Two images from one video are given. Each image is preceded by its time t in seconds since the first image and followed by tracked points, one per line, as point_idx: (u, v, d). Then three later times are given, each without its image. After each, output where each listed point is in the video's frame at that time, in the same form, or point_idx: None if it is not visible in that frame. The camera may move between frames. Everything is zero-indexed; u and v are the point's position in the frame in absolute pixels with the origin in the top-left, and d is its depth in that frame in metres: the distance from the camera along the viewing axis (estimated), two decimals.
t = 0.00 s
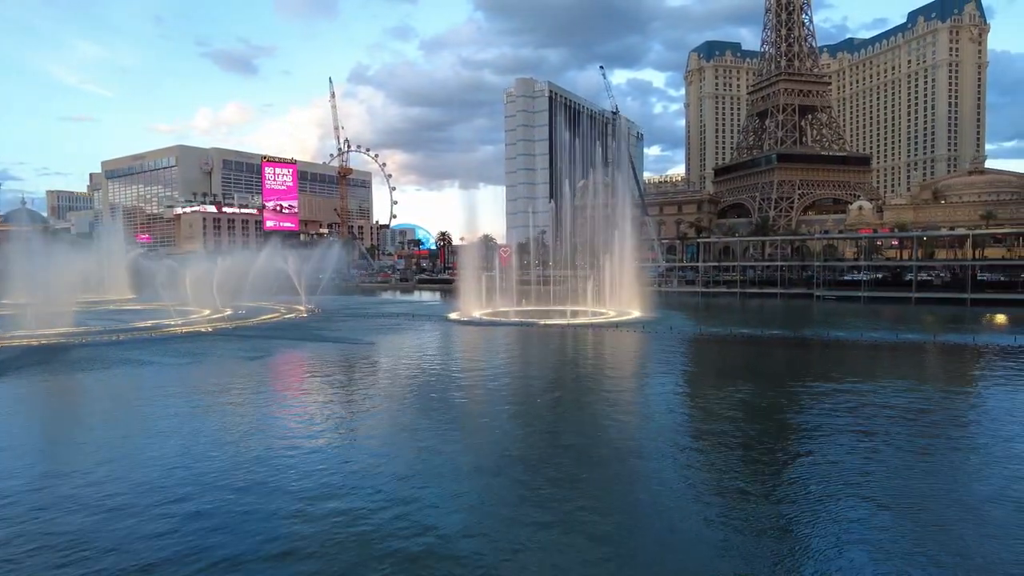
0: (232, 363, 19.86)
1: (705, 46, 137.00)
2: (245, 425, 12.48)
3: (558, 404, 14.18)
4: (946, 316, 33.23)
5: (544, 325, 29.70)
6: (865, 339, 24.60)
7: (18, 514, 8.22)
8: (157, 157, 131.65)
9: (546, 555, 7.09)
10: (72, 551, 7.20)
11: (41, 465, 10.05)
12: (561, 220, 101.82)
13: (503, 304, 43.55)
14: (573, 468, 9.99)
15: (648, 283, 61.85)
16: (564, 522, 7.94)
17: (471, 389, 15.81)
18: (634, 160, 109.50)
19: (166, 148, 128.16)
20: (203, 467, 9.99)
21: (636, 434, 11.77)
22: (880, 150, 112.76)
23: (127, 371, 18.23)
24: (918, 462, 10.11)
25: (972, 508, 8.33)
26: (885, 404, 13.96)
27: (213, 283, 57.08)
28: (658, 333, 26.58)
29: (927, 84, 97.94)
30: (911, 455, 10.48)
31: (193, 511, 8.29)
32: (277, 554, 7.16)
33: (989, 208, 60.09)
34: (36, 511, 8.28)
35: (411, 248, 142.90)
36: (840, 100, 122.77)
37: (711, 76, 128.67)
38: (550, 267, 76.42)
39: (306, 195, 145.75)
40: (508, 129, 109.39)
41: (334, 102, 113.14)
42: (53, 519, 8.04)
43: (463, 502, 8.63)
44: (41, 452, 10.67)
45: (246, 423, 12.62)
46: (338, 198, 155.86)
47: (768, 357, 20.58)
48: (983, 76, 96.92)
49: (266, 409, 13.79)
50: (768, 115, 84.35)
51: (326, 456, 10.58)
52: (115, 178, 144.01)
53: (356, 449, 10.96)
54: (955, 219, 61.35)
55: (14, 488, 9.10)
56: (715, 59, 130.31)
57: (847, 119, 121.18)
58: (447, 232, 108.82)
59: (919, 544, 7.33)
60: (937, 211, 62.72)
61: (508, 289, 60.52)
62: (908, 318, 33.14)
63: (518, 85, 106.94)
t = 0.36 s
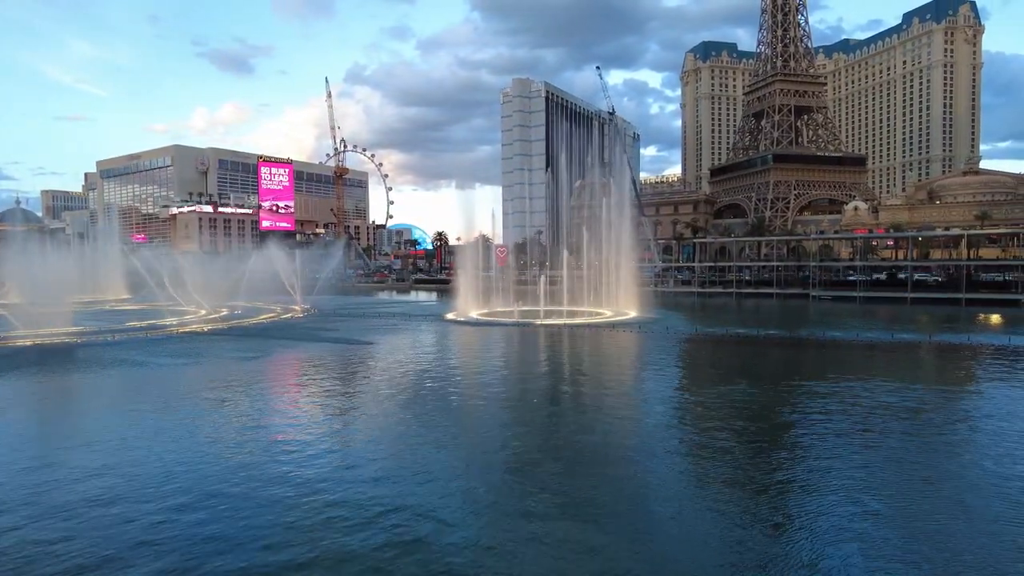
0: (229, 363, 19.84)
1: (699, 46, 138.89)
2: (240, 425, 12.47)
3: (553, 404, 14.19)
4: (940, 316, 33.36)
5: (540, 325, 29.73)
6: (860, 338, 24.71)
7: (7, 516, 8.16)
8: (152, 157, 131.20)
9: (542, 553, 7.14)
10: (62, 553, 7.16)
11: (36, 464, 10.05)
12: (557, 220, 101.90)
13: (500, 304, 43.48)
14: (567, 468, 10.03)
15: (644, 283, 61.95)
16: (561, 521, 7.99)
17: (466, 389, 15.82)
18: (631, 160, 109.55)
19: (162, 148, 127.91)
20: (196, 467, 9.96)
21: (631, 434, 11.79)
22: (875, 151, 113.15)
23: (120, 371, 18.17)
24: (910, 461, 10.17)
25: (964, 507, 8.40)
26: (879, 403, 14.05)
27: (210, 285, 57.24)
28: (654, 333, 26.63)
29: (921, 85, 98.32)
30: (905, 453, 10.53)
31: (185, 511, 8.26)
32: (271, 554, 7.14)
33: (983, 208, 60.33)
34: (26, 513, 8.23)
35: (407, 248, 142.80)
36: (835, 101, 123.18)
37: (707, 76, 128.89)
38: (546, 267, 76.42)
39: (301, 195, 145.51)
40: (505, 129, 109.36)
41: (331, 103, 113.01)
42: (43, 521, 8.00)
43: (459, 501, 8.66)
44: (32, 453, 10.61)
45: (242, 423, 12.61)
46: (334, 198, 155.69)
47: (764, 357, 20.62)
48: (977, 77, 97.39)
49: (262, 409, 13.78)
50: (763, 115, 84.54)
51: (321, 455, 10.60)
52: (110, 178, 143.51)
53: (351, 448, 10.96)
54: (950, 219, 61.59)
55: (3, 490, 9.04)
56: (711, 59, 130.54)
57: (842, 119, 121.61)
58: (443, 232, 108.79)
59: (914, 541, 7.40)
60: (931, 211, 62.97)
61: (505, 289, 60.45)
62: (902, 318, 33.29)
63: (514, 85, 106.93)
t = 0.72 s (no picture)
0: (229, 363, 19.85)
1: (699, 45, 136.32)
2: (239, 424, 12.47)
3: (552, 404, 14.20)
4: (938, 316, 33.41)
5: (539, 325, 29.74)
6: (859, 338, 24.71)
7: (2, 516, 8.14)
8: (150, 156, 131.07)
9: (541, 553, 7.15)
10: (58, 553, 7.14)
11: (35, 464, 10.04)
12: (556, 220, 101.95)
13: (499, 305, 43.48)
14: (567, 467, 10.03)
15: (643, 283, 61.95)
16: (559, 520, 8.00)
17: (466, 389, 15.81)
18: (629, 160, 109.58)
19: (160, 149, 127.89)
20: (193, 467, 9.96)
21: (629, 434, 11.79)
22: (873, 151, 113.24)
23: (119, 370, 18.18)
24: (908, 461, 10.18)
25: (962, 506, 8.40)
26: (878, 403, 14.04)
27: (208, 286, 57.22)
28: (653, 333, 26.65)
29: (920, 85, 98.46)
30: (904, 453, 10.55)
31: (182, 511, 8.25)
32: (268, 553, 7.14)
33: (981, 208, 60.36)
34: (21, 514, 8.20)
35: (405, 248, 142.78)
36: (834, 101, 123.35)
37: (706, 77, 129.02)
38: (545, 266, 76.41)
39: (300, 196, 145.43)
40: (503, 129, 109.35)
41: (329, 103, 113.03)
42: (40, 521, 7.97)
43: (457, 501, 8.66)
44: (29, 454, 10.59)
45: (241, 423, 12.61)
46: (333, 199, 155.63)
47: (763, 357, 20.64)
48: (975, 78, 97.58)
49: (261, 409, 13.77)
50: (762, 115, 84.62)
51: (320, 455, 10.59)
52: (108, 178, 143.43)
53: (351, 448, 10.96)
54: (948, 220, 61.65)
55: None
56: (710, 60, 130.61)
57: (841, 120, 121.75)
58: (442, 233, 108.79)
59: (910, 539, 7.42)
60: (929, 211, 63.02)
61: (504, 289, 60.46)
62: (901, 317, 33.32)
63: (513, 86, 106.92)
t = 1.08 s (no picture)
0: (231, 363, 19.89)
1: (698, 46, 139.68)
2: (240, 424, 12.49)
3: (552, 404, 14.25)
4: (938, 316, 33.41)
5: (539, 324, 29.79)
6: (859, 338, 24.72)
7: None
8: (150, 156, 131.11)
9: (539, 552, 7.17)
10: (51, 555, 7.11)
11: (36, 465, 10.07)
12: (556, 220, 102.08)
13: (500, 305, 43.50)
14: (566, 467, 10.05)
15: (643, 283, 61.98)
16: (559, 519, 8.02)
17: (466, 389, 15.83)
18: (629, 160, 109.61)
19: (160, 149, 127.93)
20: (195, 467, 9.97)
21: (630, 434, 11.80)
22: (873, 152, 113.29)
23: (120, 371, 18.19)
24: (905, 460, 10.21)
25: (961, 505, 8.42)
26: (877, 402, 14.08)
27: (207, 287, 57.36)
28: (653, 334, 26.70)
29: (920, 85, 98.47)
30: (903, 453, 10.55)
31: (183, 511, 8.27)
32: (262, 554, 7.12)
33: (981, 209, 60.34)
34: (16, 515, 8.18)
35: (405, 249, 142.78)
36: (834, 101, 123.42)
37: (706, 77, 129.05)
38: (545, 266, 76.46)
39: (300, 196, 145.50)
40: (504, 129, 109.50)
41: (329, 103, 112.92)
42: (37, 521, 7.99)
43: (458, 500, 8.68)
44: (27, 454, 10.59)
45: (242, 422, 12.63)
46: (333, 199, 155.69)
47: (762, 357, 20.67)
48: (975, 78, 97.54)
49: (262, 409, 13.79)
50: (762, 116, 84.64)
51: (321, 455, 10.60)
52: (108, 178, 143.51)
53: (352, 448, 10.99)
54: (948, 219, 61.66)
55: None
56: (710, 60, 130.56)
57: (841, 120, 121.85)
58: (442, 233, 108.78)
59: (908, 538, 7.45)
60: (929, 211, 63.02)
61: (503, 289, 60.46)
62: (900, 317, 33.34)
63: (513, 86, 106.89)
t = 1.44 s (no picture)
0: (240, 363, 20.03)
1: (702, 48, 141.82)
2: (250, 425, 12.56)
3: (559, 404, 14.24)
4: (949, 317, 33.20)
5: (547, 325, 29.85)
6: (869, 340, 24.58)
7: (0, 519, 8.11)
8: (160, 158, 131.93)
9: (547, 552, 7.17)
10: (55, 557, 7.09)
11: (46, 465, 10.12)
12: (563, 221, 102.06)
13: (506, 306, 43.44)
14: (574, 468, 10.03)
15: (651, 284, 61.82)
16: (566, 520, 8.02)
17: (473, 390, 15.87)
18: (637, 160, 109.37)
19: (169, 150, 128.74)
20: (204, 466, 10.05)
21: (638, 435, 11.77)
22: (883, 152, 112.73)
23: (129, 371, 18.31)
24: (916, 462, 10.15)
25: (972, 508, 8.34)
26: (887, 403, 14.03)
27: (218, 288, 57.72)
28: (662, 334, 26.67)
29: (930, 85, 97.75)
30: (911, 454, 10.51)
31: (193, 511, 8.31)
32: (265, 555, 7.12)
33: (992, 210, 59.92)
34: (21, 516, 8.18)
35: (413, 250, 143.06)
36: (843, 101, 122.76)
37: (714, 77, 128.70)
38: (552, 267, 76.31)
39: (309, 197, 146.12)
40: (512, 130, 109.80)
41: (337, 105, 113.42)
42: (50, 520, 8.05)
43: (466, 501, 8.67)
44: (35, 454, 10.67)
45: (252, 423, 12.70)
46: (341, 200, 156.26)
47: (770, 358, 20.63)
48: (986, 77, 96.66)
49: (271, 409, 13.86)
50: (770, 116, 84.26)
51: (330, 455, 10.65)
52: (117, 179, 144.43)
53: (360, 448, 11.06)
54: (958, 220, 61.21)
55: None
56: (718, 60, 130.07)
57: (850, 120, 121.22)
58: (450, 234, 108.90)
59: (919, 540, 7.39)
60: (939, 212, 62.57)
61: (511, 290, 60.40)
62: (911, 318, 33.12)
63: (520, 87, 106.83)
